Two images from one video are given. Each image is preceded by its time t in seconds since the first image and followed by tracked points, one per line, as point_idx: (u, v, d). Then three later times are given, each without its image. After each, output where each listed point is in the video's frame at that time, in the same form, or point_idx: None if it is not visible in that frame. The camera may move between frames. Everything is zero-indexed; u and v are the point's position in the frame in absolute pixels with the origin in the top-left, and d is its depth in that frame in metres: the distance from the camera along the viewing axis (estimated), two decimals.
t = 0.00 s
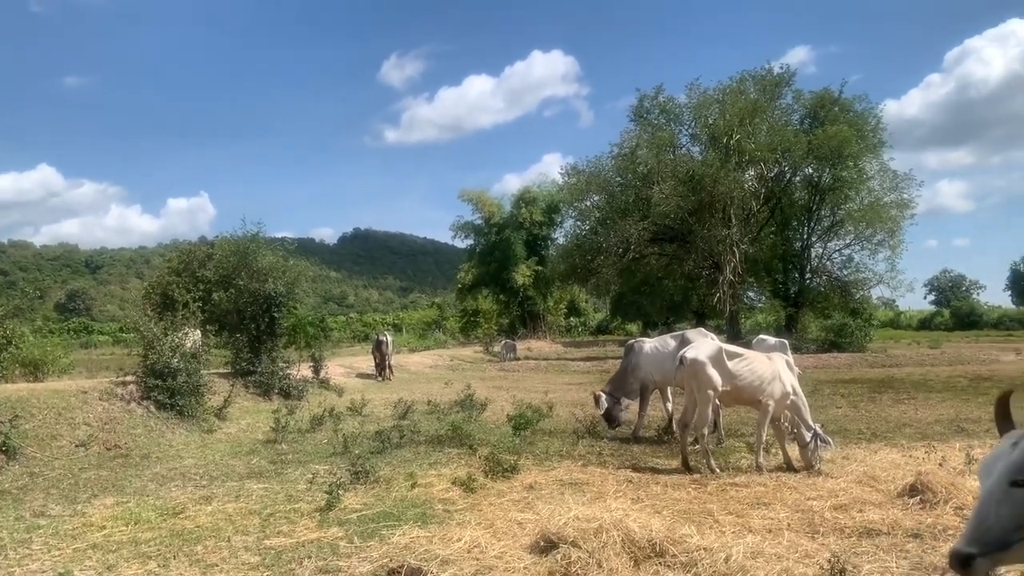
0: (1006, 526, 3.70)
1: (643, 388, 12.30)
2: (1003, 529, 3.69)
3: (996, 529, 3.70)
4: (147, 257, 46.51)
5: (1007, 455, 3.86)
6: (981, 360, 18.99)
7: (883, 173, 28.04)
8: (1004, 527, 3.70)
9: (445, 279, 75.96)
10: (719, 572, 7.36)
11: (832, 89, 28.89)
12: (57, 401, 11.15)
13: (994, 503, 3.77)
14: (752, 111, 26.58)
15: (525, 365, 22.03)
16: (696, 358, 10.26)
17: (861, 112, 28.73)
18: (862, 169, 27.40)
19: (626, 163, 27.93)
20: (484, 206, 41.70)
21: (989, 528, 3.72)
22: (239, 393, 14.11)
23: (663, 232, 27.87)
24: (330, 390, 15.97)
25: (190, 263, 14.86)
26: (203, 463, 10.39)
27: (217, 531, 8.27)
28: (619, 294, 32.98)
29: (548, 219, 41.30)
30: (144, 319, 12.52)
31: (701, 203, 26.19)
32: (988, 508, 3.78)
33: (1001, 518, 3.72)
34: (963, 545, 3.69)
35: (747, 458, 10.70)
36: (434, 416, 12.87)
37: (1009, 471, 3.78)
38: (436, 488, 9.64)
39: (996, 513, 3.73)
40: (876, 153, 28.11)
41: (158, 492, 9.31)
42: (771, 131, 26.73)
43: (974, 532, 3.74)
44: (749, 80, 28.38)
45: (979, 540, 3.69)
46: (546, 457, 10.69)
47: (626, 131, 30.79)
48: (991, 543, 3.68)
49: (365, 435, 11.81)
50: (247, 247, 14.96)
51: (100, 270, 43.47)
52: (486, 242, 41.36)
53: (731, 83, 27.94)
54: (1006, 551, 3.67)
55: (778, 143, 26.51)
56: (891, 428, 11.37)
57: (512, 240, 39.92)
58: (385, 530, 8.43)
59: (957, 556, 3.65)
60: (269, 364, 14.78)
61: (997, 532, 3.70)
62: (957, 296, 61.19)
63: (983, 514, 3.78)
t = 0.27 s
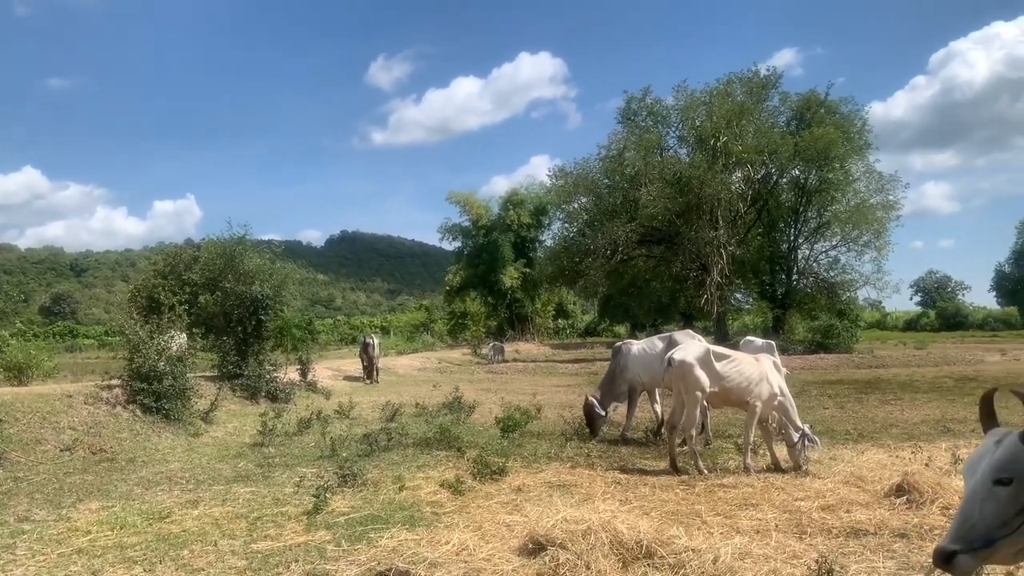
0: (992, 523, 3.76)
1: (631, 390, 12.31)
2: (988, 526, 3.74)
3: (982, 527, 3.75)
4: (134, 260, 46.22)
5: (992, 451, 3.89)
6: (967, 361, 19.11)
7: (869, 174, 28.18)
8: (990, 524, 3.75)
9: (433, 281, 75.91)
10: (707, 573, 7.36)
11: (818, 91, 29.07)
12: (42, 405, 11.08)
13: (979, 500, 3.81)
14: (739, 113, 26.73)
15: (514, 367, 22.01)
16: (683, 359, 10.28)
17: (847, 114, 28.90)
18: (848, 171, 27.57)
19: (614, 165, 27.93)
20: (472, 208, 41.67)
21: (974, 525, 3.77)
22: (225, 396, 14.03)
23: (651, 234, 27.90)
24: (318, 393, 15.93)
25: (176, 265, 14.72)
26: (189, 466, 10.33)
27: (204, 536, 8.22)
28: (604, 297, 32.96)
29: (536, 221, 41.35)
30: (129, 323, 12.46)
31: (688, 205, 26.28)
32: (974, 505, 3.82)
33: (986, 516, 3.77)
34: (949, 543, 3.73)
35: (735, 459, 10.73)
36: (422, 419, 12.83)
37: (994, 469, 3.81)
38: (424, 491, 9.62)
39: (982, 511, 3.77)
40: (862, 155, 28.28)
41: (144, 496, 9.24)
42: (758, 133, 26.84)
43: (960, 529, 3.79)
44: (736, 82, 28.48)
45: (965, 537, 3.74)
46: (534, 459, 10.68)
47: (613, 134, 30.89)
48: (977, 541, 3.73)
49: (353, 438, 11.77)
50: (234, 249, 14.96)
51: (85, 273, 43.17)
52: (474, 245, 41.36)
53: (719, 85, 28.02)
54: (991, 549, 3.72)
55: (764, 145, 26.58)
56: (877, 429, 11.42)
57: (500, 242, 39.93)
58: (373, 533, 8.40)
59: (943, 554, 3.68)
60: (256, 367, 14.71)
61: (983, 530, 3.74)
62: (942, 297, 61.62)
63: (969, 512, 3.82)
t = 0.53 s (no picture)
0: (982, 520, 3.79)
1: (623, 389, 12.34)
2: (978, 523, 3.78)
3: (972, 524, 3.79)
4: (125, 258, 46.07)
5: (983, 450, 3.94)
6: (957, 359, 19.22)
7: (860, 173, 28.30)
8: (980, 521, 3.79)
9: (426, 280, 75.87)
10: (700, 570, 7.38)
11: (809, 90, 29.18)
12: (33, 404, 11.04)
13: (970, 497, 3.85)
14: (732, 111, 26.73)
15: (506, 366, 22.03)
16: (676, 357, 10.27)
17: (838, 113, 29.02)
18: (838, 170, 27.78)
19: (606, 164, 28.03)
20: (464, 207, 41.65)
21: (964, 521, 3.81)
22: (218, 395, 14.01)
23: (643, 232, 27.91)
24: (310, 392, 15.92)
25: (168, 264, 14.98)
26: (182, 466, 10.29)
27: (196, 535, 8.20)
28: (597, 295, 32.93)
29: (528, 220, 41.39)
30: (120, 322, 12.41)
31: (680, 203, 26.31)
32: (964, 503, 3.85)
33: (977, 513, 3.80)
34: (938, 539, 3.77)
35: (727, 457, 10.76)
36: (415, 417, 12.84)
37: (984, 467, 3.86)
38: (417, 489, 9.62)
39: (972, 507, 3.81)
40: (853, 153, 28.40)
41: (135, 496, 9.21)
42: (750, 131, 26.89)
43: (950, 526, 3.83)
44: (728, 81, 28.52)
45: (955, 534, 3.77)
46: (527, 457, 10.69)
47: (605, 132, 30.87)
48: (967, 537, 3.77)
49: (346, 437, 11.75)
50: (225, 248, 14.93)
51: (75, 272, 42.98)
52: (466, 243, 41.35)
53: (711, 84, 28.04)
54: (981, 545, 3.75)
55: (756, 144, 26.64)
56: (869, 427, 11.47)
57: (492, 241, 39.92)
58: (366, 532, 8.39)
59: (933, 550, 3.72)
60: (248, 366, 14.61)
61: (972, 526, 3.79)
62: (933, 296, 61.94)
63: (960, 509, 3.86)
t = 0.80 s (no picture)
0: (972, 516, 3.82)
1: (617, 387, 12.34)
2: (969, 519, 3.80)
3: (963, 520, 3.80)
4: (118, 256, 45.93)
5: (976, 447, 3.96)
6: (950, 356, 19.29)
7: (853, 172, 28.38)
8: (970, 517, 3.81)
9: (420, 278, 75.85)
10: (693, 567, 7.40)
11: (803, 89, 29.23)
12: (25, 403, 10.98)
13: (961, 493, 3.87)
14: (725, 110, 26.79)
15: (500, 364, 22.03)
16: (671, 355, 10.29)
17: (831, 111, 29.09)
18: (832, 168, 27.83)
19: (600, 162, 28.10)
20: (458, 205, 41.61)
21: (955, 517, 3.82)
22: (212, 393, 14.00)
23: (637, 230, 27.94)
24: (304, 389, 15.92)
25: (161, 262, 14.69)
26: (175, 464, 10.27)
27: (189, 533, 8.18)
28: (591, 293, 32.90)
29: (522, 218, 41.38)
30: (114, 320, 12.39)
31: (674, 202, 26.35)
32: (956, 498, 3.87)
33: (968, 509, 3.82)
34: (928, 534, 3.78)
35: (721, 455, 10.79)
36: (409, 415, 12.83)
37: (977, 463, 3.88)
38: (411, 487, 9.61)
39: (963, 504, 3.83)
40: (846, 152, 28.48)
41: (128, 494, 9.18)
42: (744, 130, 26.94)
43: (940, 521, 3.84)
44: (722, 79, 28.57)
45: (944, 529, 3.79)
46: (521, 455, 10.70)
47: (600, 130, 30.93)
48: (957, 533, 3.79)
49: (340, 434, 11.74)
50: (218, 246, 14.88)
51: (68, 270, 42.87)
52: (460, 241, 41.35)
53: (705, 82, 28.09)
54: (970, 541, 3.78)
55: (750, 142, 26.70)
56: (862, 424, 11.51)
57: (486, 239, 39.92)
58: (360, 530, 8.39)
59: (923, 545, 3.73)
60: (242, 364, 14.64)
61: (962, 522, 3.81)
62: (926, 294, 62.13)
63: (950, 504, 3.88)
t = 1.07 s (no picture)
0: (963, 514, 3.85)
1: (609, 385, 12.36)
2: (960, 518, 3.84)
3: (955, 518, 3.84)
4: (108, 254, 45.71)
5: (967, 444, 3.98)
6: (939, 354, 19.40)
7: (843, 170, 28.50)
8: (961, 516, 3.85)
9: (411, 276, 75.79)
10: (684, 565, 7.43)
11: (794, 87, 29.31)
12: (14, 402, 10.91)
13: (953, 491, 3.90)
14: (716, 108, 26.86)
15: (492, 362, 22.03)
16: (663, 353, 10.32)
17: (822, 110, 29.19)
18: (822, 167, 27.92)
19: (592, 160, 28.13)
20: (450, 203, 41.57)
21: (947, 515, 3.86)
22: (202, 391, 13.93)
23: (628, 228, 28.02)
24: (295, 388, 15.87)
25: (152, 259, 14.70)
26: (166, 463, 10.24)
27: (179, 532, 8.16)
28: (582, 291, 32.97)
29: (514, 216, 41.38)
30: (104, 318, 12.32)
31: (665, 200, 26.40)
32: (947, 496, 3.90)
33: (960, 507, 3.85)
34: (922, 534, 3.82)
35: (712, 453, 10.83)
36: (400, 414, 12.81)
37: (967, 461, 3.90)
38: (402, 486, 9.61)
39: (955, 502, 3.86)
40: (836, 151, 28.59)
41: (118, 493, 9.15)
42: (735, 129, 27.03)
43: (933, 519, 3.89)
44: (713, 78, 28.63)
45: (937, 528, 3.83)
46: (513, 453, 10.70)
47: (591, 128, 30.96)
48: (949, 532, 3.83)
49: (331, 433, 11.73)
50: (209, 244, 14.84)
51: (57, 268, 42.64)
52: (452, 239, 41.34)
53: (696, 81, 28.15)
54: (963, 539, 3.82)
55: (741, 141, 26.75)
56: (852, 422, 11.56)
57: (478, 237, 39.90)
58: (351, 528, 8.38)
59: (915, 545, 3.77)
60: (232, 362, 14.59)
61: (954, 521, 3.85)
62: (915, 292, 62.44)
63: (942, 503, 3.91)
